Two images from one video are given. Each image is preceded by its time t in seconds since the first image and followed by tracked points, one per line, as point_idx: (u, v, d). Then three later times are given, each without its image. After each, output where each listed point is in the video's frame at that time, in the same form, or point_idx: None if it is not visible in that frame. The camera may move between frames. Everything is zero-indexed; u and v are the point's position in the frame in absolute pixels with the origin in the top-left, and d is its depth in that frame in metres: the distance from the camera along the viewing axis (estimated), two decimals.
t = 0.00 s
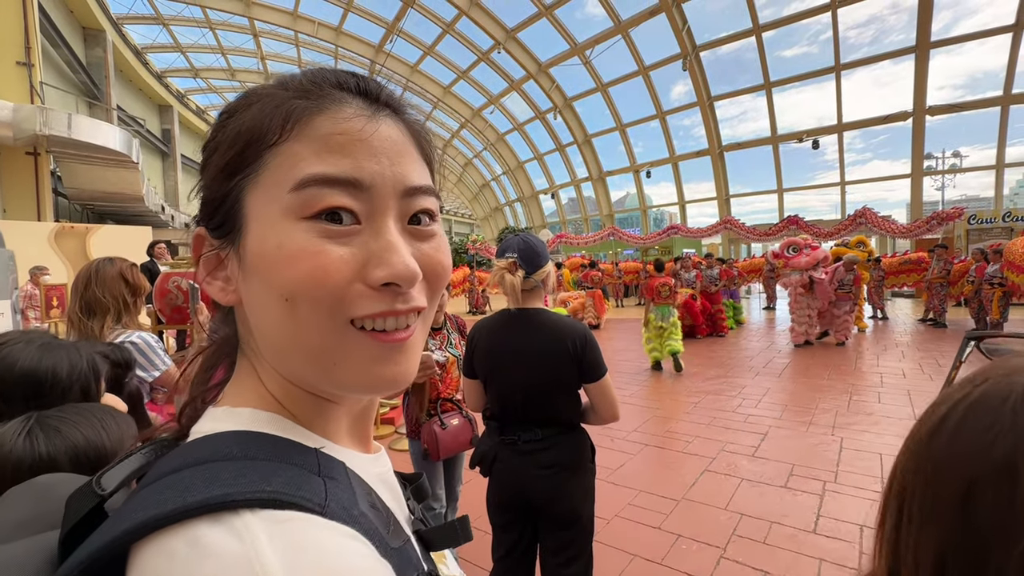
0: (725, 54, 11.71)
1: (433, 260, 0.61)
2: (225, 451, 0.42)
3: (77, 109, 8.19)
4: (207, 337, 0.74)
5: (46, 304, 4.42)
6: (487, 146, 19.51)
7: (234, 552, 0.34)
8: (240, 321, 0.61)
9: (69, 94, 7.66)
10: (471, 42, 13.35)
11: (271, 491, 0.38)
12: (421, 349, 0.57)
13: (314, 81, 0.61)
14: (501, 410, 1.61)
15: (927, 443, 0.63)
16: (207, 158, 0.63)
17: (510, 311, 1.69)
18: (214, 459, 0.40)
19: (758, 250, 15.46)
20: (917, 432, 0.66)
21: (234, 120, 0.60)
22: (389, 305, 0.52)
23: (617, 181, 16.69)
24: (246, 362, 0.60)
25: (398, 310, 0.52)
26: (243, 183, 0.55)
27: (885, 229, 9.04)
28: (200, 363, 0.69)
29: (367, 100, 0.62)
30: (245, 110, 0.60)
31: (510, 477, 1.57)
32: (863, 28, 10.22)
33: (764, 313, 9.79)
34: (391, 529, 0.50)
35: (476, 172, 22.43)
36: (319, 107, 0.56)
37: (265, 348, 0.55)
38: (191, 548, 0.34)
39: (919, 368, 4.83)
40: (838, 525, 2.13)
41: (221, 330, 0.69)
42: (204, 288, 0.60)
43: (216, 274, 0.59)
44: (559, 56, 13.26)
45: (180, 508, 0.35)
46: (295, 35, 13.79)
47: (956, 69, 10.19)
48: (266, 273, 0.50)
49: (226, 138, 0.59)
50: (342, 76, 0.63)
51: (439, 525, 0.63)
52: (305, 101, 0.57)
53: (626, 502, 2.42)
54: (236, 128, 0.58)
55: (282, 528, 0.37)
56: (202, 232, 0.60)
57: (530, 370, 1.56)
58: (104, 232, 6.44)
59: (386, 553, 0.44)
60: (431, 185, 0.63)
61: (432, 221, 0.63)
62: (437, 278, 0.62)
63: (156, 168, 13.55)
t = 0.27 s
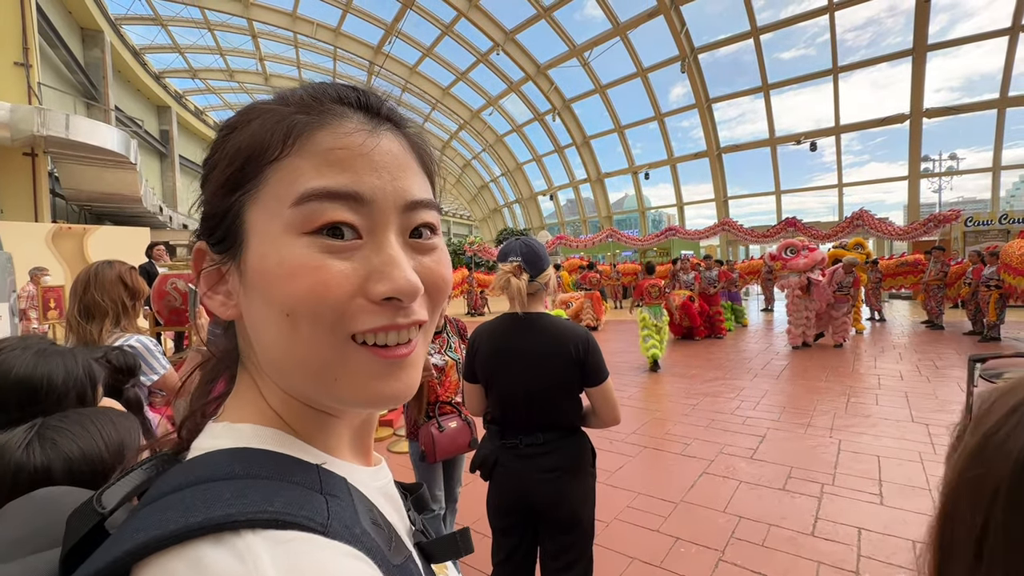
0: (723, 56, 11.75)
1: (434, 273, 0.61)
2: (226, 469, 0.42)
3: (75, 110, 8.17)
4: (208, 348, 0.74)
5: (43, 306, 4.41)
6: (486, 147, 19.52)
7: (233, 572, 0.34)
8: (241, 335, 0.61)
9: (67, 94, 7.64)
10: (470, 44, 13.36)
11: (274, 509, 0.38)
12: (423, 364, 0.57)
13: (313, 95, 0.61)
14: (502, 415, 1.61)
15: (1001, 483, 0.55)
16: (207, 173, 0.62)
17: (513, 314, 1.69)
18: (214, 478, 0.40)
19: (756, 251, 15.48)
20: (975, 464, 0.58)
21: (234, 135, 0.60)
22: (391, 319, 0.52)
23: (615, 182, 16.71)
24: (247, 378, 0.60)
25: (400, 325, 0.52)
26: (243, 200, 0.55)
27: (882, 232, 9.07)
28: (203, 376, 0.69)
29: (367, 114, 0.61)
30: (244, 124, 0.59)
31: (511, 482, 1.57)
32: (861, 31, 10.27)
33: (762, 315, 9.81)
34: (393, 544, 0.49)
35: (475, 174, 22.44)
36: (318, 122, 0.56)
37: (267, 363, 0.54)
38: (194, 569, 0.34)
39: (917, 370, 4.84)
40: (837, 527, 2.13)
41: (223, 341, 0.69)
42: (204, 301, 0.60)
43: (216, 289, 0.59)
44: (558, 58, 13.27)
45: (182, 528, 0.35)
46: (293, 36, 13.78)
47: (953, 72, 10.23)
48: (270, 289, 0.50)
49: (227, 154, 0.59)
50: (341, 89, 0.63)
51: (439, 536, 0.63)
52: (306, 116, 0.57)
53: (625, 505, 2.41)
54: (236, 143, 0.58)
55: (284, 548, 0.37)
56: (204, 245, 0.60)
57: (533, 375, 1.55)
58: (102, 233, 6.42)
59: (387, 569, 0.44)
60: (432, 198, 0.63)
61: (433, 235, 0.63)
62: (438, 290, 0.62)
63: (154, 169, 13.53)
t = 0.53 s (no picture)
0: (719, 59, 11.82)
1: (442, 276, 0.61)
2: (238, 471, 0.41)
3: (69, 111, 8.13)
4: (208, 350, 0.73)
5: (36, 308, 4.37)
6: (483, 149, 19.53)
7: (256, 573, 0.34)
8: (248, 338, 0.60)
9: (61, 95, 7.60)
10: (467, 47, 13.38)
11: (291, 509, 0.38)
12: (435, 364, 0.57)
13: (324, 100, 0.61)
14: (503, 418, 1.61)
15: None
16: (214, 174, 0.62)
17: (515, 316, 1.69)
18: (228, 480, 0.40)
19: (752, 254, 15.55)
20: None
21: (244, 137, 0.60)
22: (405, 322, 0.52)
23: (612, 185, 16.77)
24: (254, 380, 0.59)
25: (413, 327, 0.52)
26: (255, 201, 0.55)
27: (876, 234, 9.12)
28: (204, 379, 0.68)
29: (379, 119, 0.61)
30: (256, 126, 0.59)
31: (511, 485, 1.56)
32: (855, 35, 10.35)
33: (758, 317, 9.84)
34: (404, 542, 0.49)
35: (472, 176, 22.44)
36: (331, 125, 0.56)
37: (277, 364, 0.54)
38: (213, 570, 0.34)
39: (911, 372, 4.87)
40: (833, 529, 2.14)
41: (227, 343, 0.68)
42: (215, 305, 0.60)
43: (225, 291, 0.59)
44: (554, 61, 13.31)
45: (200, 531, 0.35)
46: (290, 38, 13.76)
47: (947, 76, 10.32)
48: (284, 292, 0.50)
49: (236, 155, 0.58)
50: (351, 93, 0.63)
51: (445, 535, 0.63)
52: (319, 120, 0.57)
53: (623, 507, 2.41)
54: (247, 145, 0.57)
55: (304, 547, 0.36)
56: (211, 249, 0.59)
57: (535, 377, 1.55)
58: (96, 235, 6.37)
59: (402, 566, 0.44)
60: (439, 200, 0.63)
61: (442, 238, 0.63)
62: (446, 293, 0.63)
63: (149, 171, 13.46)
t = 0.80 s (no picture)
0: (716, 61, 11.85)
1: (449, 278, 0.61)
2: (246, 466, 0.41)
3: (65, 111, 8.10)
4: (205, 351, 0.71)
5: (32, 309, 4.34)
6: (480, 150, 19.54)
7: (266, 566, 0.34)
8: (263, 339, 0.59)
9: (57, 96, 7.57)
10: (464, 48, 13.39)
11: (299, 503, 0.38)
12: (448, 365, 0.57)
13: (349, 105, 0.59)
14: (503, 418, 1.60)
15: None
16: (233, 176, 0.58)
17: (514, 316, 1.69)
18: (237, 474, 0.39)
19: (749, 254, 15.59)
20: None
21: (273, 139, 0.57)
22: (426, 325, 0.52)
23: (609, 186, 16.79)
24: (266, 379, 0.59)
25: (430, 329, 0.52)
26: (292, 206, 0.53)
27: (872, 235, 9.14)
28: (201, 379, 0.67)
29: (404, 128, 0.61)
30: (287, 128, 0.56)
31: (511, 485, 1.56)
32: (851, 36, 10.40)
33: (755, 318, 9.87)
34: (408, 535, 0.49)
35: (469, 177, 22.44)
36: (368, 134, 0.55)
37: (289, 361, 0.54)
38: (223, 563, 0.34)
39: (907, 372, 4.89)
40: (830, 529, 2.14)
41: (226, 341, 0.66)
42: (236, 312, 0.57)
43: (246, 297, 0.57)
44: (552, 62, 13.33)
45: (208, 524, 0.34)
46: (287, 39, 13.74)
47: (942, 77, 10.36)
48: (326, 296, 0.50)
49: (265, 157, 0.56)
50: (376, 100, 0.62)
51: (445, 530, 0.62)
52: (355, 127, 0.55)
53: (620, 508, 2.41)
54: (281, 148, 0.54)
55: (312, 540, 0.36)
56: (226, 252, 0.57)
57: (536, 377, 1.55)
58: (93, 236, 6.35)
59: (407, 560, 0.44)
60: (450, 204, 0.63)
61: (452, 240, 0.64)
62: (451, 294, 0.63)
63: (145, 172, 13.42)
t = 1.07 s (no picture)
0: (713, 62, 11.89)
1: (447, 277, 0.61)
2: (241, 465, 0.41)
3: (62, 113, 8.08)
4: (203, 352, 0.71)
5: (27, 312, 4.31)
6: (478, 152, 19.54)
7: (256, 565, 0.34)
8: (257, 341, 0.59)
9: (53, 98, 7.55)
10: (462, 49, 13.40)
11: (293, 502, 0.38)
12: (445, 363, 0.57)
13: (329, 105, 0.60)
14: (505, 420, 1.60)
15: None
16: (219, 182, 0.60)
17: (516, 316, 1.68)
18: (231, 473, 0.39)
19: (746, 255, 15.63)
20: None
21: (251, 143, 0.58)
22: (420, 325, 0.52)
23: (607, 187, 16.82)
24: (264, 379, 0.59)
25: (427, 328, 0.52)
26: (269, 207, 0.54)
27: (869, 235, 9.17)
28: (211, 378, 0.66)
29: (385, 125, 0.61)
30: (265, 133, 0.57)
31: (514, 487, 1.55)
32: (848, 37, 10.44)
33: (753, 318, 9.90)
34: (403, 539, 0.49)
35: (467, 178, 22.43)
36: (343, 133, 0.55)
37: (287, 361, 0.54)
38: (217, 558, 0.34)
39: (904, 371, 4.90)
40: (827, 528, 2.14)
41: (225, 342, 0.66)
42: (226, 314, 0.58)
43: (236, 299, 0.57)
44: (549, 63, 13.34)
45: (204, 520, 0.34)
46: (284, 40, 13.73)
47: (938, 78, 10.41)
48: (304, 297, 0.50)
49: (245, 162, 0.57)
50: (355, 99, 0.62)
51: (443, 533, 0.62)
52: (330, 127, 0.56)
53: (618, 508, 2.41)
54: (258, 153, 0.55)
55: (302, 541, 0.36)
56: (219, 257, 0.58)
57: (539, 377, 1.55)
58: (89, 238, 6.32)
59: (398, 563, 0.44)
60: (440, 201, 0.63)
61: (442, 236, 0.64)
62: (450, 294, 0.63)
63: (142, 174, 13.38)
